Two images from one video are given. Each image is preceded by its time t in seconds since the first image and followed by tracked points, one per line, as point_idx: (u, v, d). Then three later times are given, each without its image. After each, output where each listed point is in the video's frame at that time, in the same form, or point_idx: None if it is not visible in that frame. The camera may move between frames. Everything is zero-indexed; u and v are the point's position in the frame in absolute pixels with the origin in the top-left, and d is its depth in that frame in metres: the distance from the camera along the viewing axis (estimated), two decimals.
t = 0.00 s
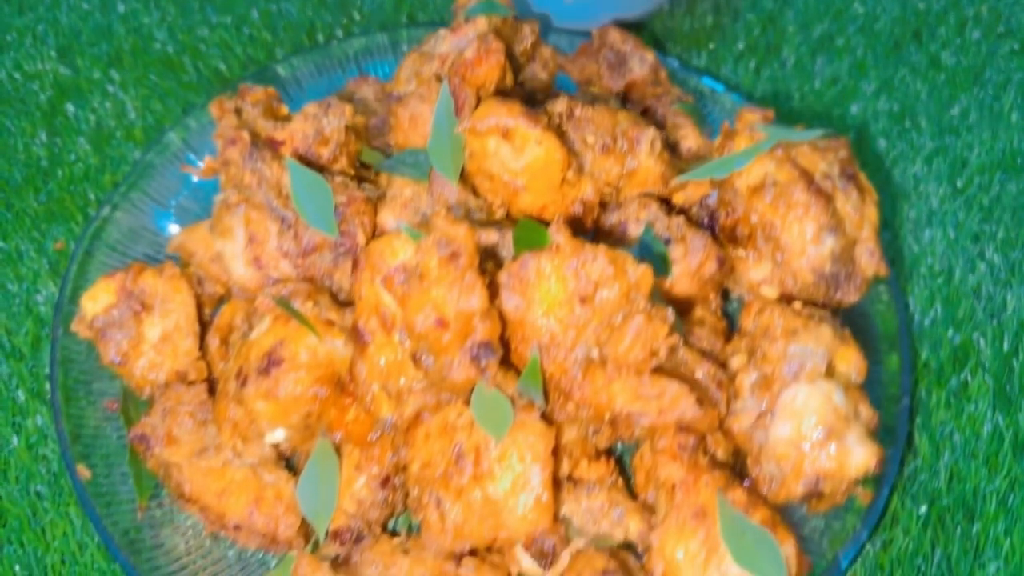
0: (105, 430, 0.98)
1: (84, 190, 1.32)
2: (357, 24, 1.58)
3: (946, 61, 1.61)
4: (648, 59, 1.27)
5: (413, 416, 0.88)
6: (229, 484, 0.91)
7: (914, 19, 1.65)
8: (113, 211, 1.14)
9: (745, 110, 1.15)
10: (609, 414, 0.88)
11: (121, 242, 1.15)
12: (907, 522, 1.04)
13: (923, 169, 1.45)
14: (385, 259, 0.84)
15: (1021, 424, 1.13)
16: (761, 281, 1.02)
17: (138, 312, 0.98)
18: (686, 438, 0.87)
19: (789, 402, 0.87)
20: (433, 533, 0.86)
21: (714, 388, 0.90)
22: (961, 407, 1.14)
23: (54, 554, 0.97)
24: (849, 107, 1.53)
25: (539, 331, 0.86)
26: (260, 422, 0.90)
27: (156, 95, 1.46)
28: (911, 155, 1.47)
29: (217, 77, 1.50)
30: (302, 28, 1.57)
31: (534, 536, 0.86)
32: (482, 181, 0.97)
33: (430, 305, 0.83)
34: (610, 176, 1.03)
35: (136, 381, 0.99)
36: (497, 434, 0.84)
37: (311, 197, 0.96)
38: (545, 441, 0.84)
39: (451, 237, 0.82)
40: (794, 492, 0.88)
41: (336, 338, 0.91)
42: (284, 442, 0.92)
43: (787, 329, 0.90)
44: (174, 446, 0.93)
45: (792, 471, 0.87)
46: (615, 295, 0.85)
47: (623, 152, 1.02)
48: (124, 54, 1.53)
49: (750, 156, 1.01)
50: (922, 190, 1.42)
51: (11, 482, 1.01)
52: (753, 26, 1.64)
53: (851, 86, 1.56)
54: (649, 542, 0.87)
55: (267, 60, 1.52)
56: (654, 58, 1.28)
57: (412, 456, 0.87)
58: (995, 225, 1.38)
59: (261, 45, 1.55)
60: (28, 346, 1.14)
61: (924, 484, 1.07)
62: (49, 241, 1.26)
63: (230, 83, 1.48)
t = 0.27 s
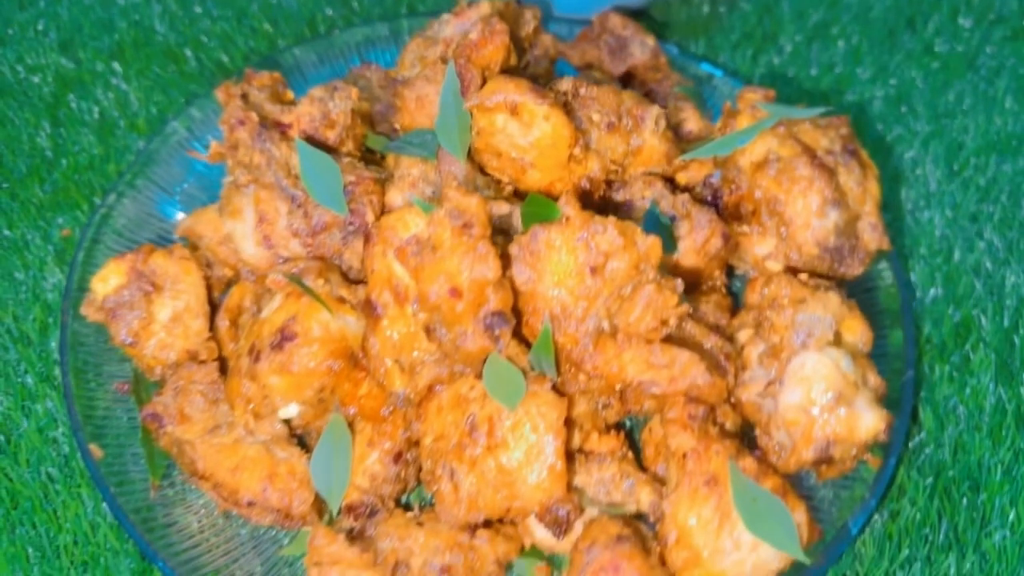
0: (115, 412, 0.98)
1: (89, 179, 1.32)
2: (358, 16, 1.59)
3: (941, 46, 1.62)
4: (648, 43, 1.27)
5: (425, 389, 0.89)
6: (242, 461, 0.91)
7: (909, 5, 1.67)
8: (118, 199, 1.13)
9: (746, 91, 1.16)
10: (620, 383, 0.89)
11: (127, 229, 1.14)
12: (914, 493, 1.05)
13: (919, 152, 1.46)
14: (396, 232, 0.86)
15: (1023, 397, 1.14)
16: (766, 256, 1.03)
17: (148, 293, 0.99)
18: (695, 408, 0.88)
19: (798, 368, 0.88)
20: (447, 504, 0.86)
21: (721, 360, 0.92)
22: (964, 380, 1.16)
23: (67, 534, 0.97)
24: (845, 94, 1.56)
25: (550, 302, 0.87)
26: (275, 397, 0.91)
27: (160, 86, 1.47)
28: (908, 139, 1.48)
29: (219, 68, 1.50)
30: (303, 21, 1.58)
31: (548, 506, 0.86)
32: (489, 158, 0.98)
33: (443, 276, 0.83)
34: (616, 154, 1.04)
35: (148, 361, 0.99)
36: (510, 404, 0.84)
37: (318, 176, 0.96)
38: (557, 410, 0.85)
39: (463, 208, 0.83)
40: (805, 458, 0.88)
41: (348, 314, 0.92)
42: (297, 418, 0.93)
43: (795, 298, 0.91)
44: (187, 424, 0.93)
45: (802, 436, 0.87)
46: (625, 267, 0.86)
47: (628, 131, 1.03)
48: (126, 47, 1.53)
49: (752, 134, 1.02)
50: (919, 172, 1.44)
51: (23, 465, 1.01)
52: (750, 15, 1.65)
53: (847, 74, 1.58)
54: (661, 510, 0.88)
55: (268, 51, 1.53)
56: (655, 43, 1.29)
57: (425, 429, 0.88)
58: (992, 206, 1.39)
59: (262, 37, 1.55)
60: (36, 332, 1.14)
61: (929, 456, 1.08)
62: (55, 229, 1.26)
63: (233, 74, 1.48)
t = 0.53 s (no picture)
0: (122, 404, 0.98)
1: (92, 175, 1.33)
2: (358, 12, 1.59)
3: (936, 39, 1.64)
4: (648, 36, 1.28)
5: (433, 373, 0.90)
6: (251, 449, 0.91)
7: None
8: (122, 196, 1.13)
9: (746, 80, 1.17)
10: (627, 366, 0.90)
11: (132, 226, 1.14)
12: (918, 476, 1.05)
13: (916, 143, 1.48)
14: (404, 218, 0.86)
15: None
16: (769, 243, 1.04)
17: (155, 283, 0.99)
18: (702, 392, 0.89)
19: (803, 350, 0.89)
20: (456, 489, 0.87)
21: (726, 345, 0.93)
22: (965, 366, 1.17)
23: (75, 525, 0.97)
24: (843, 87, 1.57)
25: (556, 287, 0.88)
26: (284, 384, 0.91)
27: (161, 84, 1.47)
28: (905, 130, 1.50)
29: (220, 65, 1.51)
30: (302, 16, 1.58)
31: (557, 489, 0.86)
32: (494, 147, 0.98)
33: (451, 260, 0.84)
34: (620, 142, 1.04)
35: (155, 351, 1.00)
36: (518, 386, 0.84)
37: (325, 166, 0.97)
38: (565, 393, 0.86)
39: (471, 193, 0.84)
40: (812, 439, 0.88)
41: (355, 302, 0.92)
42: (305, 405, 0.93)
43: (800, 281, 0.93)
44: (195, 413, 0.94)
45: (809, 417, 0.88)
46: (631, 251, 0.87)
47: (631, 119, 1.04)
48: (126, 45, 1.53)
49: (755, 122, 1.03)
50: (917, 163, 1.45)
51: (30, 457, 1.01)
52: (747, 10, 1.66)
53: (844, 67, 1.60)
54: (670, 492, 0.88)
55: (269, 47, 1.53)
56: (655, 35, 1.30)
57: (433, 415, 0.89)
58: (990, 195, 1.41)
59: (262, 33, 1.56)
60: (41, 326, 1.14)
61: (933, 440, 1.09)
62: (59, 224, 1.26)
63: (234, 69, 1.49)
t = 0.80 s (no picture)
0: (126, 394, 0.98)
1: (94, 170, 1.33)
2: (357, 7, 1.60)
3: (933, 30, 1.65)
4: (647, 26, 1.26)
5: (439, 359, 0.90)
6: (257, 436, 0.90)
7: None
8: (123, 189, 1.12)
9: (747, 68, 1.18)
10: (633, 349, 0.90)
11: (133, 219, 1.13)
12: (922, 459, 1.06)
13: (915, 132, 1.48)
14: (409, 203, 0.85)
15: None
16: (772, 228, 1.04)
17: (159, 273, 0.99)
18: (707, 375, 0.89)
19: (809, 331, 0.89)
20: (464, 474, 0.87)
21: (731, 329, 0.94)
22: (967, 350, 1.17)
23: (79, 516, 0.96)
24: (841, 77, 1.57)
25: (561, 270, 0.88)
26: (290, 370, 0.91)
27: (161, 79, 1.47)
28: (903, 120, 1.50)
29: (219, 59, 1.51)
30: (302, 12, 1.59)
31: (565, 472, 0.86)
32: (496, 134, 0.98)
33: (457, 243, 0.84)
34: (623, 128, 1.04)
35: (159, 341, 0.99)
36: (525, 370, 0.84)
37: (328, 154, 0.96)
38: (572, 377, 0.85)
39: (476, 176, 0.84)
40: (817, 420, 0.89)
41: (360, 289, 0.93)
42: (312, 392, 0.94)
43: (804, 263, 0.93)
44: (200, 401, 0.94)
45: (815, 398, 0.88)
46: (636, 234, 0.87)
47: (633, 106, 1.04)
48: (126, 41, 1.53)
49: (757, 108, 1.01)
50: (916, 152, 1.45)
51: (34, 448, 1.01)
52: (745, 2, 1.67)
53: (841, 59, 1.60)
54: (677, 474, 0.88)
55: (269, 41, 1.53)
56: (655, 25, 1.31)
57: (440, 400, 0.89)
58: (989, 183, 1.41)
59: (262, 28, 1.56)
60: (43, 319, 1.14)
61: (937, 424, 1.09)
62: (60, 218, 1.26)
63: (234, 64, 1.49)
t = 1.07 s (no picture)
0: (129, 381, 0.96)
1: (93, 162, 1.32)
2: None
3: (927, 17, 1.66)
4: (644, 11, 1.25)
5: (445, 337, 0.89)
6: (264, 418, 0.90)
7: None
8: (123, 179, 1.10)
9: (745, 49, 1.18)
10: (639, 325, 0.90)
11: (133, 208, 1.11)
12: (928, 434, 1.06)
13: (912, 116, 1.49)
14: (413, 181, 0.86)
15: None
16: (774, 206, 1.04)
17: (162, 258, 0.98)
18: (713, 350, 0.89)
19: (813, 304, 0.89)
20: (472, 451, 0.87)
21: (736, 305, 0.94)
22: (969, 327, 1.18)
23: (84, 504, 0.96)
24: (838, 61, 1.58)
25: (566, 247, 0.89)
26: (296, 351, 0.91)
27: (159, 72, 1.47)
28: (900, 103, 1.51)
29: (217, 52, 1.51)
30: (299, 6, 1.59)
31: (573, 448, 0.86)
32: (498, 115, 0.98)
33: (463, 219, 0.85)
34: (623, 108, 1.05)
35: (162, 327, 0.99)
36: (533, 346, 0.84)
37: (330, 136, 0.96)
38: (578, 353, 0.85)
39: (480, 151, 0.85)
40: (824, 391, 0.89)
41: (366, 270, 0.93)
42: (318, 373, 0.94)
43: (808, 237, 0.93)
44: (205, 385, 0.93)
45: (821, 369, 0.88)
46: (640, 210, 0.88)
47: (634, 86, 1.05)
48: (123, 35, 1.53)
49: (756, 88, 0.99)
50: (914, 135, 1.46)
51: (37, 437, 1.01)
52: None
53: (837, 45, 1.61)
54: (685, 449, 0.88)
55: (266, 33, 1.53)
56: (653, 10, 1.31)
57: (446, 380, 0.89)
58: (987, 164, 1.41)
59: (259, 21, 1.56)
60: (45, 309, 1.13)
61: (941, 400, 1.10)
62: (60, 210, 1.26)
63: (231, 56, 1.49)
